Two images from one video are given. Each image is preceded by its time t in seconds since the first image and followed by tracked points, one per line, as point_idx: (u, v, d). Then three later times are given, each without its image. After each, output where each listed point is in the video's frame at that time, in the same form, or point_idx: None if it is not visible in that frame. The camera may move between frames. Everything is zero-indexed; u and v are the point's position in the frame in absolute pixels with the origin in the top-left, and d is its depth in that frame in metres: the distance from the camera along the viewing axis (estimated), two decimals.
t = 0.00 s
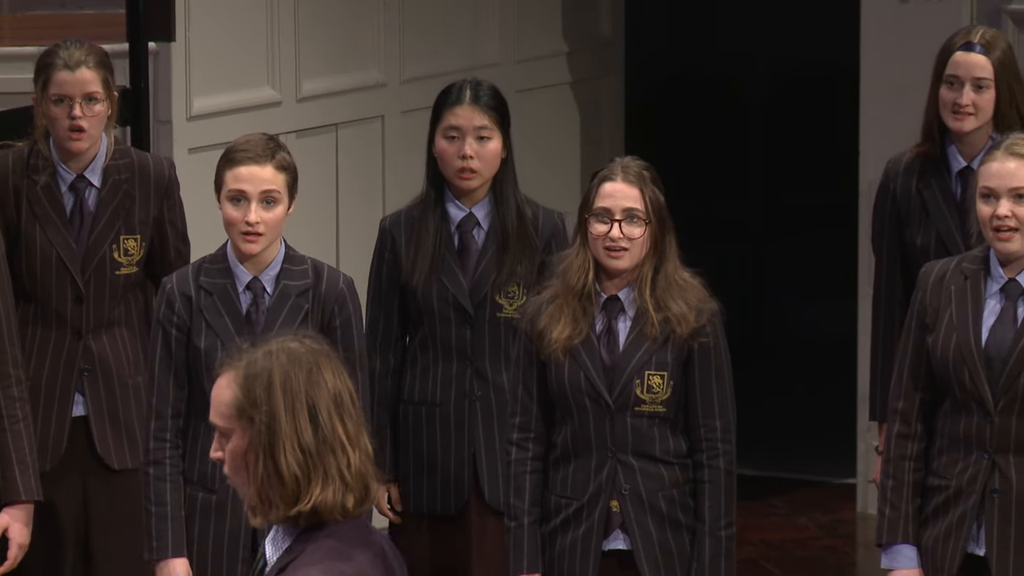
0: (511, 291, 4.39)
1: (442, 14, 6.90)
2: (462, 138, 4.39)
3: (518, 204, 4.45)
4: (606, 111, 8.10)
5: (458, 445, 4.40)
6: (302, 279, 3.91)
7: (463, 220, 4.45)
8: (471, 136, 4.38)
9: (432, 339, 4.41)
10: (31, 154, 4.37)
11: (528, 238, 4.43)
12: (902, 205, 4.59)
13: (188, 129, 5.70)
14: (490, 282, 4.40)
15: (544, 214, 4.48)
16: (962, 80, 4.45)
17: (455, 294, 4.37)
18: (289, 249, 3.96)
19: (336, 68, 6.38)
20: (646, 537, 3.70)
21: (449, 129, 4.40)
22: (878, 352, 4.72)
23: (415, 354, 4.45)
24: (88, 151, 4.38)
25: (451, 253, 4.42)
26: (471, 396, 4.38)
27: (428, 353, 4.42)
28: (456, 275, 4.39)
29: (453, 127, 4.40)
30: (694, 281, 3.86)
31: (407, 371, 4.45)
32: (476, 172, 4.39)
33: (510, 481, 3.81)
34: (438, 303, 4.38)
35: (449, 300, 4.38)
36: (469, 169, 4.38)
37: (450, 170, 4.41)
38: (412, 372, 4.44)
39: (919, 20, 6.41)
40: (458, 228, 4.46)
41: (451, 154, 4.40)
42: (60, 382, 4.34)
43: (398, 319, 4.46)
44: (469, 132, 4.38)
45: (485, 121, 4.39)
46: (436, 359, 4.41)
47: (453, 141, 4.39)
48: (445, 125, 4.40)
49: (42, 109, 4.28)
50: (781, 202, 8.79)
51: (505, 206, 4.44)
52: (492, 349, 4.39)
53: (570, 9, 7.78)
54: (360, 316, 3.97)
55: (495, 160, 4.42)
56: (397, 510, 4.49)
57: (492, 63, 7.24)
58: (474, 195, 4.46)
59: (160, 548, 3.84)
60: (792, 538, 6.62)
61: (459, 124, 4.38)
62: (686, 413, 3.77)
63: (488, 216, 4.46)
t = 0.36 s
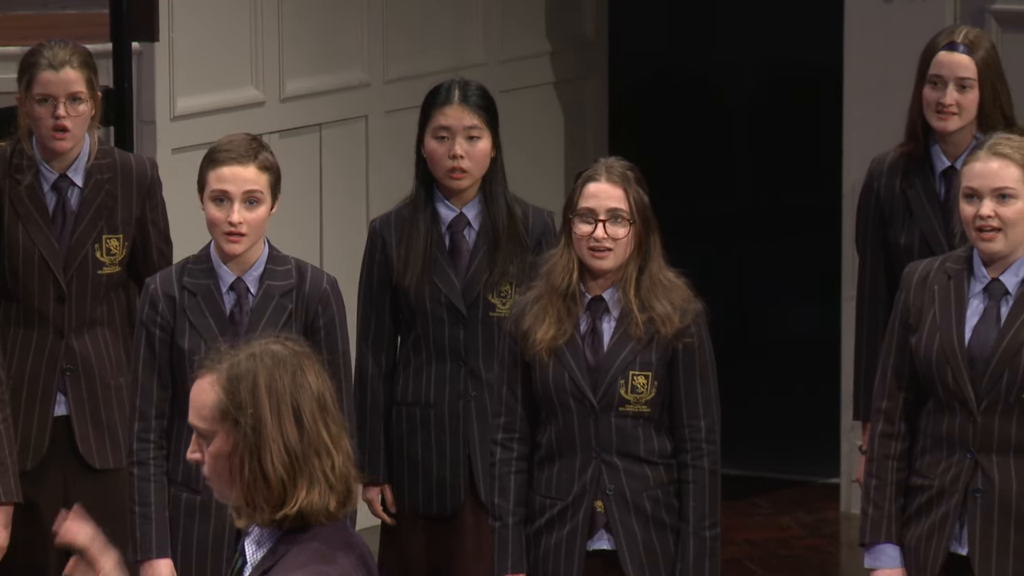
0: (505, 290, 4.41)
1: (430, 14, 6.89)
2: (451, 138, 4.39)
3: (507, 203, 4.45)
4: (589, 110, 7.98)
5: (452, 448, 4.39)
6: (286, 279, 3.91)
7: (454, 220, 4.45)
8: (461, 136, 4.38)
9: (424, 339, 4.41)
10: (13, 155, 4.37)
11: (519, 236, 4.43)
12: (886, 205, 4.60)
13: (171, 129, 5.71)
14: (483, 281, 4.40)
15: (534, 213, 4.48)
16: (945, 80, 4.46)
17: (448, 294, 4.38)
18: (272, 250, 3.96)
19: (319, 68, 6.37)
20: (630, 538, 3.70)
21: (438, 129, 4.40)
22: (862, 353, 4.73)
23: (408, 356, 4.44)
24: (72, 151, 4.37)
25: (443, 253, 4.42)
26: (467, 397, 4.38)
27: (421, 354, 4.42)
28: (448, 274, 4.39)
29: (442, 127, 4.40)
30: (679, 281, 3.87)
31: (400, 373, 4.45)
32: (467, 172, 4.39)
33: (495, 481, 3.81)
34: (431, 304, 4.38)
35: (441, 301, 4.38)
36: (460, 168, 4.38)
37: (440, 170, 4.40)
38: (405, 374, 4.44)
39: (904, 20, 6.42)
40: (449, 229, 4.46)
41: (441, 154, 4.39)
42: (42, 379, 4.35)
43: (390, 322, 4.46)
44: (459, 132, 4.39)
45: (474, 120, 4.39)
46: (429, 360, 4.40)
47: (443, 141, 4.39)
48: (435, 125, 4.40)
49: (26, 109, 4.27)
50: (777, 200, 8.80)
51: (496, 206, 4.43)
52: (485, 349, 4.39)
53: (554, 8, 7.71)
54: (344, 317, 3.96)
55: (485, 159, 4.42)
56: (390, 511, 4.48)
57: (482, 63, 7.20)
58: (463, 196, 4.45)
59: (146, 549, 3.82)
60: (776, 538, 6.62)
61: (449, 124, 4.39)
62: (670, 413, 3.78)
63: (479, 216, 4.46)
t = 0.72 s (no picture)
0: (495, 291, 4.39)
1: (417, 14, 6.88)
2: (442, 139, 4.37)
3: (499, 204, 4.45)
4: (573, 110, 7.92)
5: (439, 450, 4.39)
6: (270, 280, 3.90)
7: (445, 221, 4.44)
8: (451, 136, 4.37)
9: (416, 339, 4.40)
10: None
11: (511, 237, 4.43)
12: (871, 206, 4.60)
13: (155, 129, 5.71)
14: (474, 282, 4.39)
15: (526, 214, 4.48)
16: (930, 80, 4.46)
17: (440, 295, 4.37)
18: (257, 250, 3.95)
19: (304, 68, 6.36)
20: (614, 538, 3.69)
21: (429, 129, 4.39)
22: (846, 356, 4.74)
23: (400, 357, 4.44)
24: (51, 151, 4.36)
25: (434, 254, 4.41)
26: (458, 398, 4.37)
27: (413, 355, 4.41)
28: (439, 275, 4.39)
29: (433, 128, 4.39)
30: (663, 282, 3.86)
31: (392, 374, 4.44)
32: (457, 172, 4.38)
33: (479, 483, 3.80)
34: (422, 306, 4.38)
35: (433, 302, 4.37)
36: (450, 169, 4.37)
37: (431, 171, 4.39)
38: (398, 376, 4.43)
39: (889, 19, 6.42)
40: (441, 229, 4.45)
41: (432, 155, 4.38)
42: (22, 380, 4.33)
43: (381, 323, 4.45)
44: (450, 133, 4.38)
45: (464, 121, 4.39)
46: (420, 361, 4.40)
47: (434, 142, 4.38)
48: (426, 127, 4.39)
49: (5, 109, 4.26)
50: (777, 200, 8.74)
51: (487, 206, 4.43)
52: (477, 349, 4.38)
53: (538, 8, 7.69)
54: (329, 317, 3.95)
55: (476, 160, 4.41)
56: (381, 513, 4.47)
57: (468, 63, 7.19)
58: (455, 196, 4.45)
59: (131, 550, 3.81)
60: (760, 538, 6.63)
61: (440, 125, 4.38)
62: (654, 414, 3.78)
63: (470, 216, 4.45)
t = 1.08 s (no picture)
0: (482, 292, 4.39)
1: (404, 15, 6.88)
2: (431, 138, 4.38)
3: (490, 204, 4.45)
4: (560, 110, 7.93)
5: (423, 451, 4.39)
6: (257, 280, 3.90)
7: (436, 221, 4.44)
8: (441, 136, 4.37)
9: (405, 340, 4.40)
10: None
11: (501, 237, 4.43)
12: (856, 207, 4.61)
13: (139, 130, 5.70)
14: (462, 283, 4.40)
15: (517, 214, 4.49)
16: (914, 80, 4.48)
17: (428, 295, 4.37)
18: (243, 250, 3.95)
19: (289, 68, 6.36)
20: (596, 539, 3.70)
21: (418, 129, 4.39)
22: (830, 356, 4.75)
23: (389, 356, 4.44)
24: (32, 152, 4.38)
25: (424, 255, 4.41)
26: (444, 398, 4.37)
27: (402, 354, 4.41)
28: (429, 276, 4.39)
29: (422, 127, 4.39)
30: (647, 282, 3.87)
31: (382, 374, 4.44)
32: (446, 172, 4.39)
33: (461, 482, 3.82)
34: (411, 305, 4.38)
35: (421, 302, 4.38)
36: (439, 169, 4.38)
37: (421, 170, 4.40)
38: (386, 377, 4.43)
39: (873, 19, 6.44)
40: (431, 229, 4.45)
41: (421, 155, 4.39)
42: (4, 382, 4.34)
43: (371, 323, 4.45)
44: (439, 132, 4.38)
45: (454, 121, 4.38)
46: (409, 361, 4.40)
47: (423, 142, 4.38)
48: (415, 127, 4.40)
49: None
50: (762, 187, 8.73)
51: (477, 206, 4.44)
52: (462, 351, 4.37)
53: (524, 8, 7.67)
54: (316, 316, 3.95)
55: (466, 160, 4.41)
56: (370, 513, 4.46)
57: (455, 63, 7.18)
58: (445, 197, 4.45)
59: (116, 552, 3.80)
60: (744, 537, 6.64)
61: (429, 125, 4.38)
62: (638, 412, 3.77)
63: (460, 217, 4.46)
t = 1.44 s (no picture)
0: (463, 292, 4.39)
1: (385, 16, 6.88)
2: (414, 139, 4.38)
3: (473, 204, 4.44)
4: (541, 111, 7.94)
5: (404, 451, 4.39)
6: (239, 280, 3.90)
7: (418, 222, 4.44)
8: (423, 137, 4.37)
9: (388, 341, 4.41)
10: None
11: (484, 239, 4.42)
12: (838, 207, 4.62)
13: (121, 130, 5.70)
14: (444, 284, 4.39)
15: (499, 214, 4.47)
16: (896, 80, 4.49)
17: (410, 295, 4.37)
18: (226, 251, 3.95)
19: (270, 68, 6.36)
20: (574, 539, 3.71)
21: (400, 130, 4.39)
22: (812, 356, 4.76)
23: (371, 357, 4.44)
24: (12, 151, 4.38)
25: (406, 255, 4.41)
26: (426, 398, 4.37)
27: (384, 355, 4.42)
28: (411, 277, 4.39)
29: (404, 128, 4.39)
30: (627, 282, 3.87)
31: (364, 375, 4.44)
32: (428, 173, 4.38)
33: (439, 480, 3.82)
34: (393, 303, 4.38)
35: (404, 302, 4.37)
36: (421, 170, 4.38)
37: (403, 171, 4.40)
38: (367, 378, 4.43)
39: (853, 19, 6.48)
40: (413, 230, 4.44)
41: (404, 155, 4.39)
42: None
43: (354, 322, 4.45)
44: (421, 133, 4.38)
45: (436, 122, 4.39)
46: (391, 362, 4.40)
47: (405, 142, 4.38)
48: (398, 127, 4.40)
49: None
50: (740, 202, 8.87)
51: (460, 207, 4.43)
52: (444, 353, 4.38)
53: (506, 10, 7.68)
54: (297, 316, 3.96)
55: (448, 161, 4.41)
56: (351, 513, 4.48)
57: (436, 63, 7.18)
58: (428, 198, 4.44)
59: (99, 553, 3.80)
60: (725, 537, 6.66)
61: (411, 125, 4.38)
62: (617, 414, 3.78)
63: (443, 218, 4.45)
